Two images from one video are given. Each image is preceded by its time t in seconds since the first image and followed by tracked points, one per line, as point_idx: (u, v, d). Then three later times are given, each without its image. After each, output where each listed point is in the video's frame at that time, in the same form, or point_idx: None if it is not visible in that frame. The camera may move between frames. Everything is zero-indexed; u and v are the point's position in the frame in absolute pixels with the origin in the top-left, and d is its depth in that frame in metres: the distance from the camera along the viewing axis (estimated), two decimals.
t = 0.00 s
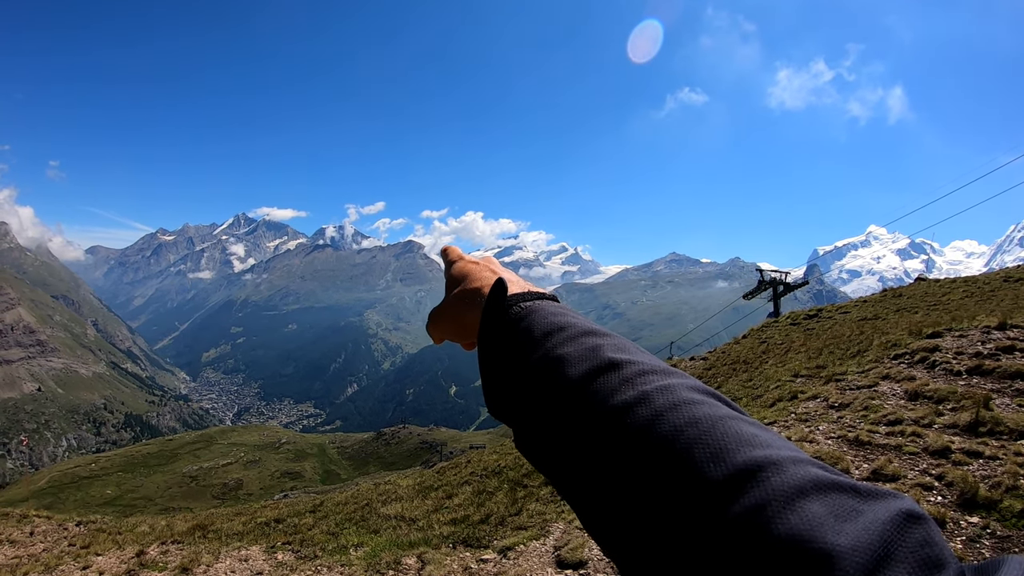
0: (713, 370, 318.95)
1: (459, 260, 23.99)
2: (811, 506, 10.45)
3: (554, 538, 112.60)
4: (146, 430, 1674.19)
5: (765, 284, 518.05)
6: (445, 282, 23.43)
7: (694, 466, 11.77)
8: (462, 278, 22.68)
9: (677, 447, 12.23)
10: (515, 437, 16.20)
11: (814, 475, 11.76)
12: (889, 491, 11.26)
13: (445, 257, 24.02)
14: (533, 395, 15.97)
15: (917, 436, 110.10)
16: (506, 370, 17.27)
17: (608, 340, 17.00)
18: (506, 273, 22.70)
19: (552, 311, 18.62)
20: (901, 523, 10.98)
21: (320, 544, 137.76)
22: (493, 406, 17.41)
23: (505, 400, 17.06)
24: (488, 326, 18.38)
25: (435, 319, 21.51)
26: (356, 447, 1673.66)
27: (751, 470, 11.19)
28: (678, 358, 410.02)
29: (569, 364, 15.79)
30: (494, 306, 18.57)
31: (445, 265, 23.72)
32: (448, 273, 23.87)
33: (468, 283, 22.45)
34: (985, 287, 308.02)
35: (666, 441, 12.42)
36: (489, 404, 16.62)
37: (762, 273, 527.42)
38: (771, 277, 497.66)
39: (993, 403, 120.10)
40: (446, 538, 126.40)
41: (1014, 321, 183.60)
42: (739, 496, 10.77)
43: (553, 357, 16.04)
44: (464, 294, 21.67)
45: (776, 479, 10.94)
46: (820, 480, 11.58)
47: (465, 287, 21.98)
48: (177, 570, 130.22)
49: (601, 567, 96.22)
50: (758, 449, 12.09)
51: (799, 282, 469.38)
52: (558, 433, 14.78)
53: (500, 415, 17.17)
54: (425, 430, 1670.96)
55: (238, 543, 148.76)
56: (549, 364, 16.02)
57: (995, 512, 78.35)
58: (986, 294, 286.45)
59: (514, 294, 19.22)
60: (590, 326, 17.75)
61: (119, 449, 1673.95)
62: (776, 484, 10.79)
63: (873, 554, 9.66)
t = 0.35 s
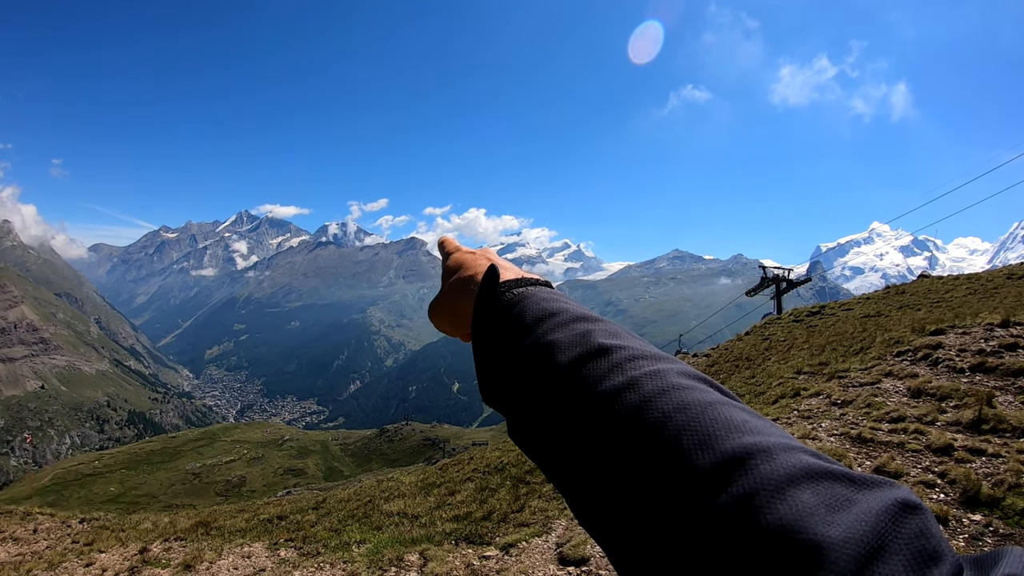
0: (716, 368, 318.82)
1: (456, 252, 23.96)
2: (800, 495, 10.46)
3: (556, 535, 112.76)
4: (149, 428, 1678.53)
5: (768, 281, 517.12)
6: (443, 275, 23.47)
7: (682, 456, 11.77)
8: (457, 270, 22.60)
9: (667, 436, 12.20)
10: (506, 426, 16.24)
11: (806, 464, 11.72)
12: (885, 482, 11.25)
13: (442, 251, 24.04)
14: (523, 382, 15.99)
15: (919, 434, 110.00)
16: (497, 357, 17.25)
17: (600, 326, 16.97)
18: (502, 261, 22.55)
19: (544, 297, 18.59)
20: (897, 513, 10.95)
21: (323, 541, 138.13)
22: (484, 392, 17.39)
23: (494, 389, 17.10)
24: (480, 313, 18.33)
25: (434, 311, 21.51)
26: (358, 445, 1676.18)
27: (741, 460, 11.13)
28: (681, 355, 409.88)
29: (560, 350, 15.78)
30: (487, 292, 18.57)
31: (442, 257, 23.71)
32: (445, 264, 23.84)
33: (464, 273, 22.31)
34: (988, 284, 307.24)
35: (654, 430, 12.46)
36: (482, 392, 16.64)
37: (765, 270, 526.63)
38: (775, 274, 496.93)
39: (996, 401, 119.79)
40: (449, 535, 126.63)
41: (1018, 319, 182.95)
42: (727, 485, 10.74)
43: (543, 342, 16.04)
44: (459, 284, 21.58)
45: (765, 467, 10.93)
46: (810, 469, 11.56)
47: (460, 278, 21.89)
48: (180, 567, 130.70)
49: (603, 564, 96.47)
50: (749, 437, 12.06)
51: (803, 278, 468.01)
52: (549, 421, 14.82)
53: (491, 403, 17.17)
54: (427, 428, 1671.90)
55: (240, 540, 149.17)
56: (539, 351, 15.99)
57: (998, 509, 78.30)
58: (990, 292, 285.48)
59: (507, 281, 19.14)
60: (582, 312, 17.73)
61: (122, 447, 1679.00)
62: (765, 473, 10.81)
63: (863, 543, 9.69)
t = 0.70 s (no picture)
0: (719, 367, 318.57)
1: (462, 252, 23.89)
2: (835, 498, 10.32)
3: (559, 532, 112.83)
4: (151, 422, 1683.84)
5: (773, 281, 515.64)
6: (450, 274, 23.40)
7: (708, 457, 11.70)
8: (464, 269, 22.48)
9: (691, 438, 12.12)
10: (520, 429, 16.17)
11: (836, 464, 11.62)
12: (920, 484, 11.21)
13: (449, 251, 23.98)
14: (538, 383, 15.97)
15: (924, 435, 109.87)
16: (509, 358, 17.27)
17: (615, 324, 16.97)
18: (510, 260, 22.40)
19: (556, 296, 18.55)
20: (931, 514, 11.00)
21: (325, 536, 138.42)
22: (497, 395, 17.33)
23: (507, 390, 17.08)
24: (492, 314, 18.34)
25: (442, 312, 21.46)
26: (359, 441, 1679.29)
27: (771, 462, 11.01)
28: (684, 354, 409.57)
29: (575, 349, 15.77)
30: (497, 292, 18.62)
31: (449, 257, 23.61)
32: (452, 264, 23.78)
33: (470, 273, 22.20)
34: (994, 286, 306.19)
35: (678, 431, 12.40)
36: (494, 395, 16.63)
37: (770, 270, 524.86)
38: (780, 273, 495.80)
39: (1002, 403, 119.46)
40: (451, 531, 126.75)
41: None
42: (759, 488, 10.61)
43: (557, 342, 16.06)
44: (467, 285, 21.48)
45: (797, 468, 10.81)
46: (841, 470, 11.46)
47: (468, 278, 21.75)
48: (182, 560, 130.99)
49: (605, 562, 96.55)
50: (776, 437, 11.97)
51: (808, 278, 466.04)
52: (566, 424, 14.77)
53: (505, 406, 17.14)
54: (428, 425, 1673.60)
55: (242, 534, 149.58)
56: (555, 351, 15.99)
57: (1003, 512, 78.11)
58: (996, 294, 284.57)
59: (516, 280, 19.18)
60: (595, 310, 17.75)
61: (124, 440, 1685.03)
62: (801, 475, 10.58)
63: (903, 549, 9.58)
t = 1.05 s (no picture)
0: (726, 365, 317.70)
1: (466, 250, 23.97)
2: (847, 506, 10.23)
3: (565, 528, 113.22)
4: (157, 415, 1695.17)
5: (782, 278, 512.23)
6: (454, 272, 23.50)
7: (719, 462, 11.61)
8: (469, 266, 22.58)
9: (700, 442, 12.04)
10: (525, 431, 16.15)
11: (847, 470, 11.55)
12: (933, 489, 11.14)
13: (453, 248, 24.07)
14: (544, 383, 15.94)
15: (931, 435, 109.45)
16: (514, 358, 17.24)
17: (623, 325, 16.88)
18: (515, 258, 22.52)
19: (562, 295, 18.41)
20: (947, 521, 10.92)
21: (331, 529, 139.23)
22: (502, 395, 17.30)
23: (510, 391, 17.06)
24: (495, 313, 18.20)
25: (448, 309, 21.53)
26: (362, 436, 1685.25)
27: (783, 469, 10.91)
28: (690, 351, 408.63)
29: (581, 350, 15.72)
30: (502, 289, 18.52)
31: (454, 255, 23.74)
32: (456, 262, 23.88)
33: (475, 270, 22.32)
34: (1005, 286, 303.59)
35: (687, 436, 12.32)
36: (498, 396, 16.59)
37: (779, 267, 522.01)
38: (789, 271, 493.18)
39: (1011, 405, 118.66)
40: (457, 525, 127.26)
41: None
42: (770, 494, 10.54)
43: (563, 342, 15.99)
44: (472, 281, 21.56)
45: (809, 474, 10.70)
46: (853, 476, 11.38)
47: (473, 274, 21.84)
48: (189, 551, 132.00)
49: (610, 558, 96.83)
50: (788, 442, 11.87)
51: (818, 275, 462.95)
52: (572, 426, 14.78)
53: (510, 407, 17.11)
54: (431, 421, 1677.47)
55: (249, 526, 150.63)
56: (561, 351, 15.93)
57: (1009, 515, 77.74)
58: (1007, 295, 282.25)
59: (521, 278, 19.08)
60: (602, 309, 17.67)
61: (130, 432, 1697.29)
62: (814, 482, 10.47)
63: (917, 557, 9.53)
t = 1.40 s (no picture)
0: (736, 367, 315.85)
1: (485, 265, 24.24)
2: (869, 528, 10.08)
3: (574, 528, 113.37)
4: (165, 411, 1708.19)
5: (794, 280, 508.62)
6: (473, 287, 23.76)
7: (741, 483, 11.52)
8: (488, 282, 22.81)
9: (721, 462, 11.95)
10: (547, 447, 16.15)
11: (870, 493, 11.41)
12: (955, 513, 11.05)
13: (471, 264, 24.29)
14: (565, 400, 15.98)
15: (943, 439, 108.62)
16: (536, 375, 17.33)
17: (645, 344, 16.88)
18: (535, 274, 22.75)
19: (584, 313, 18.51)
20: (962, 546, 10.81)
21: (341, 526, 140.03)
22: (523, 412, 17.31)
23: (533, 407, 17.10)
24: (517, 329, 18.31)
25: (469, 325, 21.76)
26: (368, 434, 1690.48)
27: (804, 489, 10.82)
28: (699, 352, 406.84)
29: (603, 369, 15.74)
30: (524, 306, 18.69)
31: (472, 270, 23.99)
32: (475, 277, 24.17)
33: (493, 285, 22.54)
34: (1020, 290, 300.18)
35: (708, 455, 12.21)
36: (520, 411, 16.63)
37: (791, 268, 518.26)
38: (801, 273, 489.86)
39: None
40: (466, 523, 127.56)
41: None
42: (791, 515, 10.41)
43: (585, 361, 16.06)
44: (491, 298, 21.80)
45: (830, 496, 10.57)
46: (875, 499, 11.23)
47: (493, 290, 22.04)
48: (199, 546, 133.12)
49: (619, 559, 96.87)
50: (810, 465, 11.79)
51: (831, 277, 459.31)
52: (593, 443, 14.76)
53: (530, 423, 17.13)
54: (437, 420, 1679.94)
55: (259, 522, 151.77)
56: (582, 370, 16.00)
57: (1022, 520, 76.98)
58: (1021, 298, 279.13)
59: (544, 296, 19.23)
60: (624, 329, 17.72)
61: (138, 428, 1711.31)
62: (832, 503, 10.36)
63: None
